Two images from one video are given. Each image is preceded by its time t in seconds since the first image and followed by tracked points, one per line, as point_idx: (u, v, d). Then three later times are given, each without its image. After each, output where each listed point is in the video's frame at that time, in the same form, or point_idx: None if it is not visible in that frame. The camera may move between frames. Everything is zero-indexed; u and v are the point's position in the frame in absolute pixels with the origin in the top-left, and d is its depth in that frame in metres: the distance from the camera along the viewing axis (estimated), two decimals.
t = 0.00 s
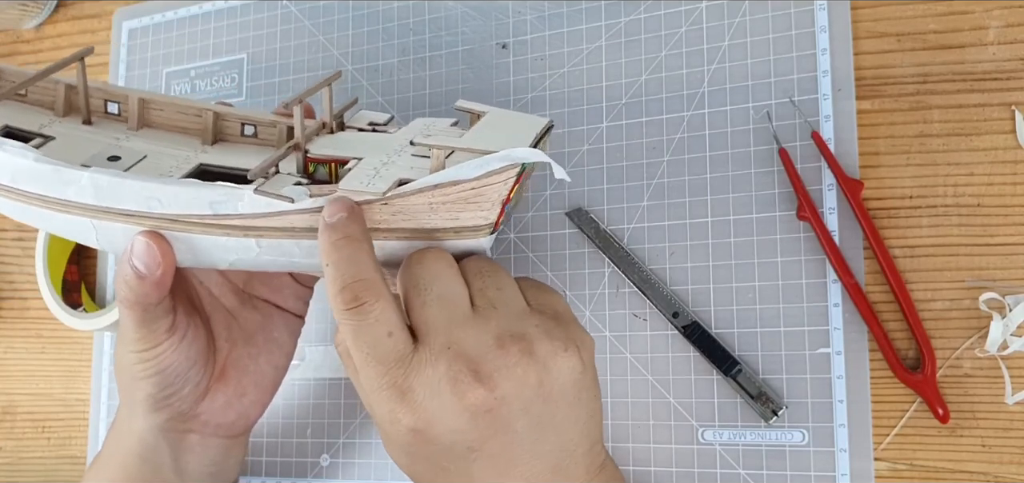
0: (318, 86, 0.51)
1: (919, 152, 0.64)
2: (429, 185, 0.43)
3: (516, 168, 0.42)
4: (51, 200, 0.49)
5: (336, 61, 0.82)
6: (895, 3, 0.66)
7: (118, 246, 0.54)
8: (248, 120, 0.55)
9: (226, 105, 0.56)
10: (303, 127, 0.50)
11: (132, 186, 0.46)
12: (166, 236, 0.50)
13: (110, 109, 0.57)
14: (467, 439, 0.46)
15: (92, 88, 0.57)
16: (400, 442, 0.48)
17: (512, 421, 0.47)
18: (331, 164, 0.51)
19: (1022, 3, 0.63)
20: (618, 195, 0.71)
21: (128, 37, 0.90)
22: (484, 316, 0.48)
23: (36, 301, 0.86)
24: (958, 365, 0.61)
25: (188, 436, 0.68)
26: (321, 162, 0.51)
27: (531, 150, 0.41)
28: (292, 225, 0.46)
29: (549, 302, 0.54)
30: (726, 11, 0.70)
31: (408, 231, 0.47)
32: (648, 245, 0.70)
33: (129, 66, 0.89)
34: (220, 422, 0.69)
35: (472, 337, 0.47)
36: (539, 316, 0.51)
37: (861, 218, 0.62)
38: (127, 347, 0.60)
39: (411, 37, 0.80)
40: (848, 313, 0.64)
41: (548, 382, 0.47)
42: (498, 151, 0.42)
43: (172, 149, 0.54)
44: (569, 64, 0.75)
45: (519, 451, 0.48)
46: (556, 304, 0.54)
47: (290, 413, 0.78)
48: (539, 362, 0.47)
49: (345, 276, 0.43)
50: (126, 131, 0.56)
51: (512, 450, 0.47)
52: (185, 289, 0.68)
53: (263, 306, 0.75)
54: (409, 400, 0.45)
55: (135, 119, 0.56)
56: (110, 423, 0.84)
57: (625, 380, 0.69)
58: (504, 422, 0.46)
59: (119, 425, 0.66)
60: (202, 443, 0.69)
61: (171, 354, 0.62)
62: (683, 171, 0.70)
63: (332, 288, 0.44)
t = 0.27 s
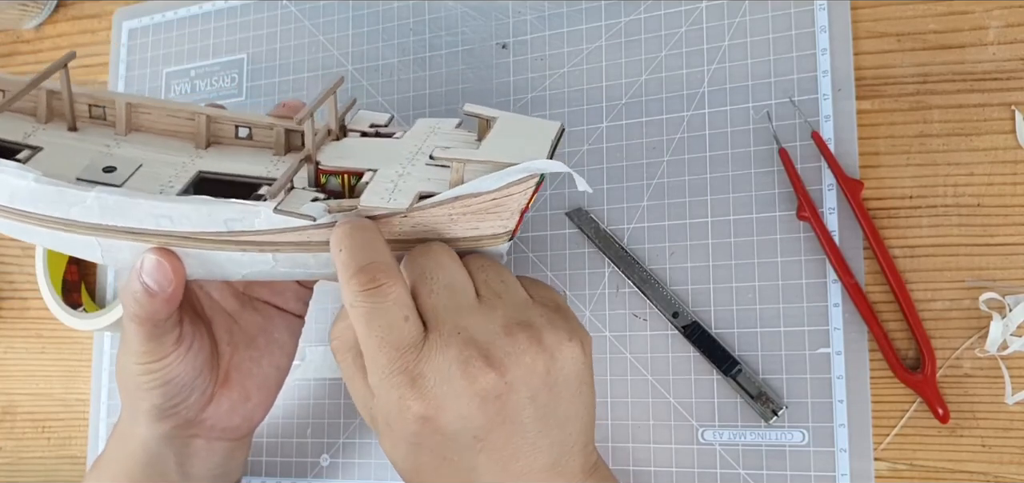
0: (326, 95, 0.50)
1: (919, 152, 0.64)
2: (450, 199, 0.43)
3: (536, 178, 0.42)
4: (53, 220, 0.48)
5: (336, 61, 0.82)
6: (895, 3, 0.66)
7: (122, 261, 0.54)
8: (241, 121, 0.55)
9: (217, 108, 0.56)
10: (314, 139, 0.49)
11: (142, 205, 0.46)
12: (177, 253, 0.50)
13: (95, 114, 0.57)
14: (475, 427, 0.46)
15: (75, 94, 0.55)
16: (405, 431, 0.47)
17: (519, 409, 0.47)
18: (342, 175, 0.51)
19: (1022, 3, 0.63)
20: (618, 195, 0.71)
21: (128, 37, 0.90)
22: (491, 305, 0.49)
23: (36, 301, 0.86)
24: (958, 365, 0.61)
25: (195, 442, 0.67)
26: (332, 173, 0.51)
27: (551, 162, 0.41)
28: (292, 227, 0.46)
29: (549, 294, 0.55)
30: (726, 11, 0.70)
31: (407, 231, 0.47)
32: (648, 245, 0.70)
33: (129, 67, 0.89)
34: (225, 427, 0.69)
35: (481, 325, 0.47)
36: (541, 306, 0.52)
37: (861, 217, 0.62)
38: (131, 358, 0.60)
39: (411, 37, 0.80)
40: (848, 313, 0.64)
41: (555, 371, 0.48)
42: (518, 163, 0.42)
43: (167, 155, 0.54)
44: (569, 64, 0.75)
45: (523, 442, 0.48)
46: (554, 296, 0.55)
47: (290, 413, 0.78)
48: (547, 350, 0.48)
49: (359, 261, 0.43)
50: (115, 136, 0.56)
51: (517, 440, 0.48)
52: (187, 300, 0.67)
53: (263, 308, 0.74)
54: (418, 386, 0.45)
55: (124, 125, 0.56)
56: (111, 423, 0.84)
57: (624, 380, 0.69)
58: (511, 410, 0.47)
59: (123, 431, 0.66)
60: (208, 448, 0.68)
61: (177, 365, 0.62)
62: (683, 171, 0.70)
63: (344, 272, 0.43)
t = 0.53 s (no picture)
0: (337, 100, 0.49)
1: (919, 152, 0.64)
2: (465, 202, 0.43)
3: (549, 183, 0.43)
4: (63, 223, 0.48)
5: (337, 61, 0.82)
6: (895, 3, 0.66)
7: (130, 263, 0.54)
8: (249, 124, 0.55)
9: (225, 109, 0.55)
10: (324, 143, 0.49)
11: (153, 210, 0.45)
12: (188, 256, 0.50)
13: (100, 115, 0.56)
14: (447, 430, 0.46)
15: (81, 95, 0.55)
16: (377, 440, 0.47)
17: (491, 410, 0.47)
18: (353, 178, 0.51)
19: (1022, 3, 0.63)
20: (618, 195, 0.71)
21: (128, 37, 0.90)
22: (458, 310, 0.49)
23: (36, 301, 0.86)
24: (958, 365, 0.61)
25: (199, 443, 0.68)
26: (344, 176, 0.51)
27: (566, 167, 0.41)
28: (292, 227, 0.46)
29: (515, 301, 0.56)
30: (726, 11, 0.70)
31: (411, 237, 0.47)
32: (648, 245, 0.70)
33: (129, 67, 0.89)
34: (230, 429, 0.69)
35: (448, 328, 0.48)
36: (507, 311, 0.53)
37: (861, 218, 0.62)
38: (140, 361, 0.60)
39: (411, 37, 0.80)
40: (848, 313, 0.64)
41: (523, 370, 0.48)
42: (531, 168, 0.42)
43: (173, 156, 0.54)
44: (569, 64, 0.75)
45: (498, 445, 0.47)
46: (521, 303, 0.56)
47: (290, 413, 0.78)
48: (514, 350, 0.49)
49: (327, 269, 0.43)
50: (121, 138, 0.55)
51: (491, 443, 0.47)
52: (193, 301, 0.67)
53: (268, 311, 0.74)
54: (388, 391, 0.45)
55: (129, 126, 0.55)
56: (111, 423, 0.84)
57: (624, 380, 0.69)
58: (483, 411, 0.47)
59: (125, 433, 0.67)
60: (213, 450, 0.69)
61: (185, 368, 0.62)
62: (683, 171, 0.70)
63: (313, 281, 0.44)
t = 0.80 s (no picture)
0: (333, 94, 0.50)
1: (919, 152, 0.64)
2: (451, 196, 0.43)
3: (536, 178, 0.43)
4: (62, 208, 0.49)
5: (337, 61, 0.82)
6: (895, 3, 0.66)
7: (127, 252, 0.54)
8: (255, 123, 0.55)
9: (232, 109, 0.56)
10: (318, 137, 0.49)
11: (148, 196, 0.45)
12: (180, 244, 0.50)
13: (113, 112, 0.57)
14: (475, 436, 0.46)
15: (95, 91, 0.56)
16: (406, 441, 0.47)
17: (519, 419, 0.47)
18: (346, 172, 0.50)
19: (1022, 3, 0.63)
20: (618, 195, 0.71)
21: (128, 37, 0.90)
22: (489, 316, 0.49)
23: (36, 301, 0.86)
24: (958, 365, 0.61)
25: (194, 439, 0.67)
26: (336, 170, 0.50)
27: (551, 163, 0.41)
28: (291, 228, 0.46)
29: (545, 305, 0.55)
30: (726, 11, 0.70)
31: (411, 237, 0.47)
32: (648, 245, 0.70)
33: (129, 67, 0.89)
34: (227, 428, 0.69)
35: (479, 335, 0.47)
36: (539, 317, 0.52)
37: (861, 217, 0.62)
38: (134, 352, 0.60)
39: (411, 37, 0.80)
40: (848, 313, 0.64)
41: (553, 380, 0.48)
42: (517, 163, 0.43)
43: (179, 153, 0.54)
44: (569, 64, 0.75)
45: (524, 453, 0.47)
46: (551, 307, 0.55)
47: (290, 413, 0.78)
48: (546, 359, 0.48)
49: (355, 275, 0.42)
50: (131, 134, 0.56)
51: (519, 450, 0.47)
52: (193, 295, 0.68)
53: (269, 311, 0.74)
54: (416, 397, 0.45)
55: (140, 123, 0.56)
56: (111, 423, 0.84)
57: (624, 380, 0.69)
58: (512, 419, 0.46)
59: (123, 431, 0.67)
60: (207, 446, 0.68)
61: (180, 360, 0.62)
62: (683, 171, 0.70)
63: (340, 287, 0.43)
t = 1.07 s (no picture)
0: (327, 91, 0.51)
1: (919, 152, 0.64)
2: (435, 194, 0.43)
3: (521, 180, 0.42)
4: (56, 202, 0.49)
5: (336, 61, 0.82)
6: (895, 3, 0.66)
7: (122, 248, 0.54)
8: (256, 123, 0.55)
9: (235, 109, 0.56)
10: (308, 133, 0.49)
11: (138, 190, 0.46)
12: (171, 239, 0.50)
13: (120, 110, 0.57)
14: (460, 454, 0.47)
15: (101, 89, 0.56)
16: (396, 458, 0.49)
17: (504, 434, 0.47)
18: (336, 170, 0.50)
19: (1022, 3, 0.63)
20: (618, 195, 0.71)
21: (128, 37, 0.90)
22: (475, 333, 0.48)
23: (36, 301, 0.86)
24: (958, 365, 0.61)
25: (192, 438, 0.67)
26: (326, 167, 0.50)
27: (536, 163, 0.41)
28: (291, 228, 0.46)
29: (542, 311, 0.54)
30: (726, 11, 0.70)
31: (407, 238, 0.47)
32: (648, 245, 0.70)
33: (129, 67, 0.90)
34: (224, 427, 0.69)
35: (463, 354, 0.47)
36: (529, 329, 0.51)
37: (861, 217, 0.62)
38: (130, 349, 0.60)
39: (411, 37, 0.80)
40: (848, 313, 0.64)
41: (540, 395, 0.48)
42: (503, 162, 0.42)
43: (181, 151, 0.54)
44: (569, 64, 0.75)
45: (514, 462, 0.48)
46: (547, 314, 0.54)
47: (290, 413, 0.78)
48: (532, 377, 0.47)
49: (330, 301, 0.45)
50: (135, 132, 0.56)
51: (508, 460, 0.48)
52: (191, 293, 0.68)
53: (268, 311, 0.74)
54: (398, 419, 0.46)
55: (145, 121, 0.56)
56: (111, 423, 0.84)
57: (624, 380, 0.69)
58: (496, 435, 0.47)
59: (120, 431, 0.67)
60: (206, 446, 0.68)
61: (176, 356, 0.62)
62: (683, 171, 0.70)
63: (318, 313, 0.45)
